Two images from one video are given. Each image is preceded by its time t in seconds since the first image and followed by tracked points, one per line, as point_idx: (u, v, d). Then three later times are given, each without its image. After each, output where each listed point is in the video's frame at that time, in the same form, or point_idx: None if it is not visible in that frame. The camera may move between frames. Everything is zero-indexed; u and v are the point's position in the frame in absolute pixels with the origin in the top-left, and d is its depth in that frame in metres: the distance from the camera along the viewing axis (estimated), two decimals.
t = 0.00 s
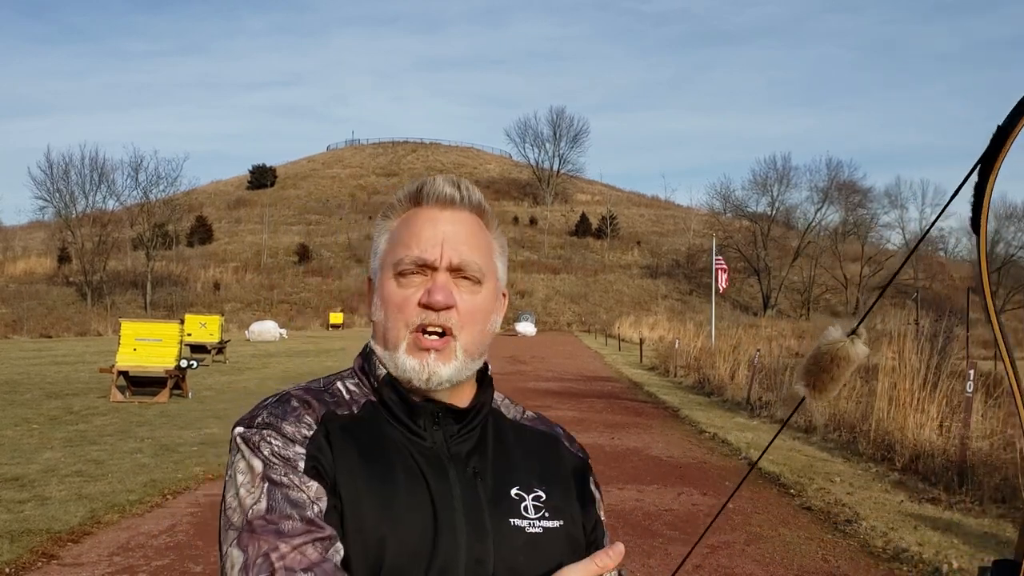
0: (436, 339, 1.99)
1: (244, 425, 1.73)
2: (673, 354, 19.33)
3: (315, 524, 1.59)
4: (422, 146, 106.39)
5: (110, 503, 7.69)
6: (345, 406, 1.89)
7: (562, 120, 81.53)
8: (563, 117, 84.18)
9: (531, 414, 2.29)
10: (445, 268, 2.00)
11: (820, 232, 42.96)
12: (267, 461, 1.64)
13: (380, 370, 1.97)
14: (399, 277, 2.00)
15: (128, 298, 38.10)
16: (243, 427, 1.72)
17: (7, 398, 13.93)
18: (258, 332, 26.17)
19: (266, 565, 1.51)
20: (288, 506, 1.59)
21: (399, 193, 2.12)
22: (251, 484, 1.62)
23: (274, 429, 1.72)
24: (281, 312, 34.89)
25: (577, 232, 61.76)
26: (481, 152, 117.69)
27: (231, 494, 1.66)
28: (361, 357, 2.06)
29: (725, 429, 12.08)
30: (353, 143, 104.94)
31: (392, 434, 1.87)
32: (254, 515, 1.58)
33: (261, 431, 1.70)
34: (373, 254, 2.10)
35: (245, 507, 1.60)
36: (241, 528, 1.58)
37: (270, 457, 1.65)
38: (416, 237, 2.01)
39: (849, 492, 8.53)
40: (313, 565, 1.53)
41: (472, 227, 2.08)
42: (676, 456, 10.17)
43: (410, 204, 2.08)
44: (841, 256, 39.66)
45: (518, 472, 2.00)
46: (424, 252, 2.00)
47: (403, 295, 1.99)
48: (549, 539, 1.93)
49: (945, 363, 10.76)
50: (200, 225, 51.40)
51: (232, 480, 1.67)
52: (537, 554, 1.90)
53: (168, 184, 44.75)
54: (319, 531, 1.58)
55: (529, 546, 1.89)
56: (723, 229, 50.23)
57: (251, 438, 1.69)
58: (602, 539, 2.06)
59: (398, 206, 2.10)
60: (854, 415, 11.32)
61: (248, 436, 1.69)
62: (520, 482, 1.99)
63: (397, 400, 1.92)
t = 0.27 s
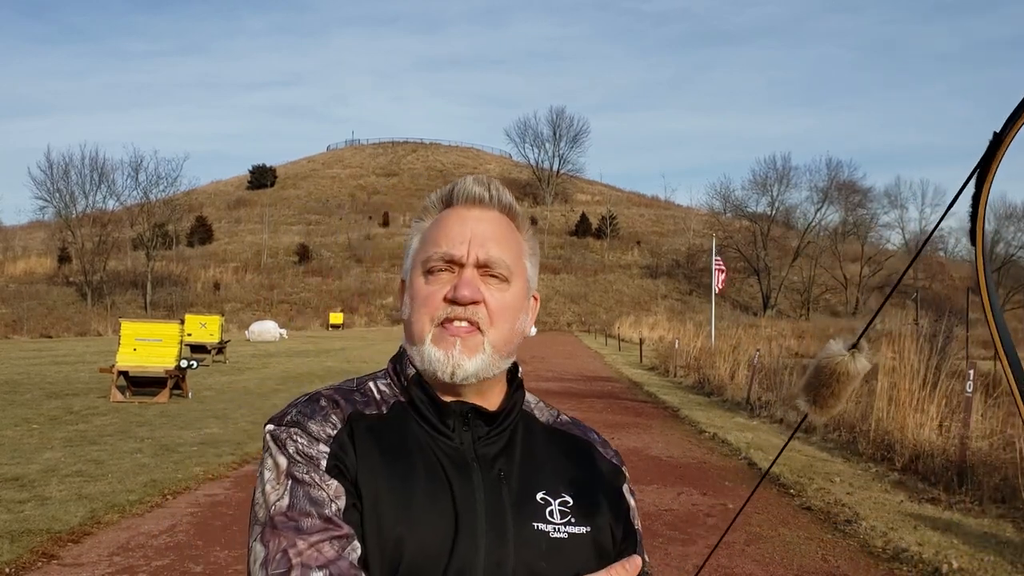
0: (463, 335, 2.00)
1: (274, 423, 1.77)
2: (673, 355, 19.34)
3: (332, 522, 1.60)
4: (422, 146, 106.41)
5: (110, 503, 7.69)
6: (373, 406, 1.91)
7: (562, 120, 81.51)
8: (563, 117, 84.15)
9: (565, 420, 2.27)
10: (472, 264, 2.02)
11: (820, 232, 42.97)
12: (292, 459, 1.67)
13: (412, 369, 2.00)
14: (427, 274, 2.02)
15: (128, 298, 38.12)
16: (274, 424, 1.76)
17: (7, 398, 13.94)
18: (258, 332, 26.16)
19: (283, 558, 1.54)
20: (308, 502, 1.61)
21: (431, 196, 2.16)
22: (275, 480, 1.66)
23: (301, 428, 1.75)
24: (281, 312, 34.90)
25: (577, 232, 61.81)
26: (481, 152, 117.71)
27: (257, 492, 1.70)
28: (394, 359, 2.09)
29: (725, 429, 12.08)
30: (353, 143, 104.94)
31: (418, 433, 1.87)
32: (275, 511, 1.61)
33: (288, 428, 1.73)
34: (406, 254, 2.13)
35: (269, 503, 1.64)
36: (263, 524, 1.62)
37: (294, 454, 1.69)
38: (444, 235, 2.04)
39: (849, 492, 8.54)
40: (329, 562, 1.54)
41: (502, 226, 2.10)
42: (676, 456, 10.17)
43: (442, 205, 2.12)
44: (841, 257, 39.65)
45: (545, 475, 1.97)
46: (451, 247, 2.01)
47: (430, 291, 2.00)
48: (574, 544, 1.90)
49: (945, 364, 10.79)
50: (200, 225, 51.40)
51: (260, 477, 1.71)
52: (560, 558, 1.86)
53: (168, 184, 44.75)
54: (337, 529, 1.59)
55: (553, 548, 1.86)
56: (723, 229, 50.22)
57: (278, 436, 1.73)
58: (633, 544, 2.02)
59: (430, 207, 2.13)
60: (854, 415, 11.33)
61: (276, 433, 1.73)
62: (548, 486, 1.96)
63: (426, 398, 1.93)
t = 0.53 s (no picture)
0: (463, 331, 1.99)
1: (276, 415, 1.78)
2: (673, 355, 19.35)
3: (330, 514, 1.60)
4: (422, 145, 106.38)
5: (110, 503, 7.69)
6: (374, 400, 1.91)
7: (562, 120, 81.56)
8: (563, 117, 84.16)
9: (564, 420, 2.26)
10: (475, 261, 2.02)
11: (820, 232, 42.94)
12: (293, 450, 1.67)
13: (414, 365, 2.00)
14: (431, 270, 2.02)
15: (127, 298, 38.13)
16: (275, 417, 1.76)
17: (7, 398, 13.93)
18: (258, 332, 26.15)
19: (283, 547, 1.53)
20: (308, 493, 1.61)
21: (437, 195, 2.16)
22: (275, 470, 1.66)
23: (302, 421, 1.74)
24: (281, 312, 34.89)
25: (577, 232, 61.79)
26: (481, 152, 117.76)
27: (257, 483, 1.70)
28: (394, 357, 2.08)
29: (726, 429, 12.08)
30: (353, 143, 104.95)
31: (418, 430, 1.87)
32: (274, 502, 1.61)
33: (289, 421, 1.73)
34: (409, 252, 2.13)
35: (268, 493, 1.64)
36: (263, 513, 1.62)
37: (295, 446, 1.68)
38: (449, 232, 2.04)
39: (850, 492, 8.53)
40: (327, 552, 1.54)
41: (507, 225, 2.11)
42: (676, 456, 10.17)
43: (447, 203, 2.12)
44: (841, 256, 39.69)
45: (542, 473, 1.97)
46: (453, 244, 2.02)
47: (433, 287, 2.00)
48: (571, 542, 1.89)
49: (945, 364, 10.79)
50: (200, 225, 51.38)
51: (259, 468, 1.72)
52: (556, 556, 1.86)
53: (168, 184, 44.75)
54: (336, 520, 1.59)
55: (550, 546, 1.86)
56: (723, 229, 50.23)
57: (280, 427, 1.73)
58: (632, 543, 2.03)
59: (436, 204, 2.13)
60: (855, 415, 11.33)
61: (277, 426, 1.73)
62: (546, 484, 1.95)
63: (427, 394, 1.93)
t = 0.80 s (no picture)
0: (430, 335, 1.99)
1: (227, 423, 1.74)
2: (673, 355, 19.37)
3: (292, 524, 1.61)
4: (422, 145, 106.39)
5: (110, 503, 7.70)
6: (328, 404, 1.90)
7: (562, 121, 81.59)
8: (563, 117, 84.13)
9: (516, 419, 2.29)
10: (443, 267, 2.02)
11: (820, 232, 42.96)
12: (249, 460, 1.66)
13: (369, 369, 1.98)
14: (397, 271, 2.01)
15: (128, 298, 38.13)
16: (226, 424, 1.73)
17: (7, 398, 13.94)
18: (258, 332, 26.17)
19: (243, 561, 1.53)
20: (268, 506, 1.60)
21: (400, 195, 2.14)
22: (232, 481, 1.64)
23: (257, 428, 1.72)
24: (281, 311, 34.91)
25: (577, 232, 61.79)
26: (481, 153, 117.84)
27: (210, 490, 1.68)
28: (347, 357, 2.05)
29: (725, 429, 12.10)
30: (353, 143, 104.97)
31: (377, 434, 1.86)
32: (232, 512, 1.60)
33: (244, 428, 1.70)
34: (371, 251, 2.11)
35: (225, 502, 1.62)
36: (220, 525, 1.61)
37: (251, 456, 1.67)
38: (417, 235, 2.03)
39: (849, 492, 8.54)
40: (291, 563, 1.55)
41: (475, 228, 2.11)
42: (676, 456, 10.18)
43: (412, 204, 2.11)
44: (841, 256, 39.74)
45: (501, 474, 2.00)
46: (422, 248, 2.01)
47: (399, 289, 1.99)
48: (530, 542, 1.94)
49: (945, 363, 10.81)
50: (200, 225, 51.39)
51: (212, 476, 1.69)
52: (517, 556, 1.90)
53: (168, 184, 44.74)
54: (297, 531, 1.60)
55: (514, 545, 1.90)
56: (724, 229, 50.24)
57: (235, 435, 1.70)
58: (581, 537, 2.08)
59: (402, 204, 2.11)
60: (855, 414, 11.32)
61: (230, 434, 1.70)
62: (506, 487, 1.99)
63: (383, 396, 1.92)
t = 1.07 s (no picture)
0: (405, 348, 2.02)
1: (186, 448, 1.65)
2: (673, 355, 19.38)
3: (276, 560, 1.58)
4: (421, 145, 106.47)
5: (110, 503, 7.70)
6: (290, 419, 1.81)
7: (562, 120, 81.61)
8: (563, 117, 84.20)
9: (460, 422, 2.37)
10: (418, 277, 2.03)
11: (820, 232, 43.05)
12: (220, 492, 1.60)
13: (331, 384, 1.89)
14: (369, 282, 2.00)
15: (128, 298, 38.16)
16: (186, 452, 1.64)
17: (7, 398, 13.94)
18: (258, 332, 26.16)
19: None
20: (246, 543, 1.57)
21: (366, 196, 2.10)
22: (199, 516, 1.59)
23: (226, 455, 1.65)
24: (281, 311, 34.92)
25: (577, 232, 61.88)
26: (480, 154, 117.81)
27: (173, 524, 1.61)
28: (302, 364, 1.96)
29: (725, 429, 12.10)
30: (353, 144, 105.00)
31: (349, 450, 1.82)
32: (207, 551, 1.55)
33: (211, 456, 1.63)
34: (337, 257, 2.08)
35: (193, 540, 1.57)
36: (192, 563, 1.55)
37: (222, 486, 1.61)
38: (390, 245, 2.02)
39: (849, 492, 8.54)
40: None
41: (443, 236, 2.12)
42: (675, 456, 10.19)
43: (381, 207, 2.08)
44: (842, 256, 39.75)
45: (465, 483, 2.04)
46: (398, 260, 2.01)
47: (373, 301, 1.99)
48: (494, 550, 1.99)
49: (944, 364, 10.87)
50: (200, 225, 51.37)
51: (174, 509, 1.61)
52: (485, 562, 1.95)
53: (168, 184, 44.71)
54: (282, 567, 1.57)
55: (481, 553, 1.95)
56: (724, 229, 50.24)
57: (199, 465, 1.62)
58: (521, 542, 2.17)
59: (369, 208, 2.08)
60: (855, 415, 11.32)
61: (194, 465, 1.62)
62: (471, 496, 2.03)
63: (350, 408, 1.85)
